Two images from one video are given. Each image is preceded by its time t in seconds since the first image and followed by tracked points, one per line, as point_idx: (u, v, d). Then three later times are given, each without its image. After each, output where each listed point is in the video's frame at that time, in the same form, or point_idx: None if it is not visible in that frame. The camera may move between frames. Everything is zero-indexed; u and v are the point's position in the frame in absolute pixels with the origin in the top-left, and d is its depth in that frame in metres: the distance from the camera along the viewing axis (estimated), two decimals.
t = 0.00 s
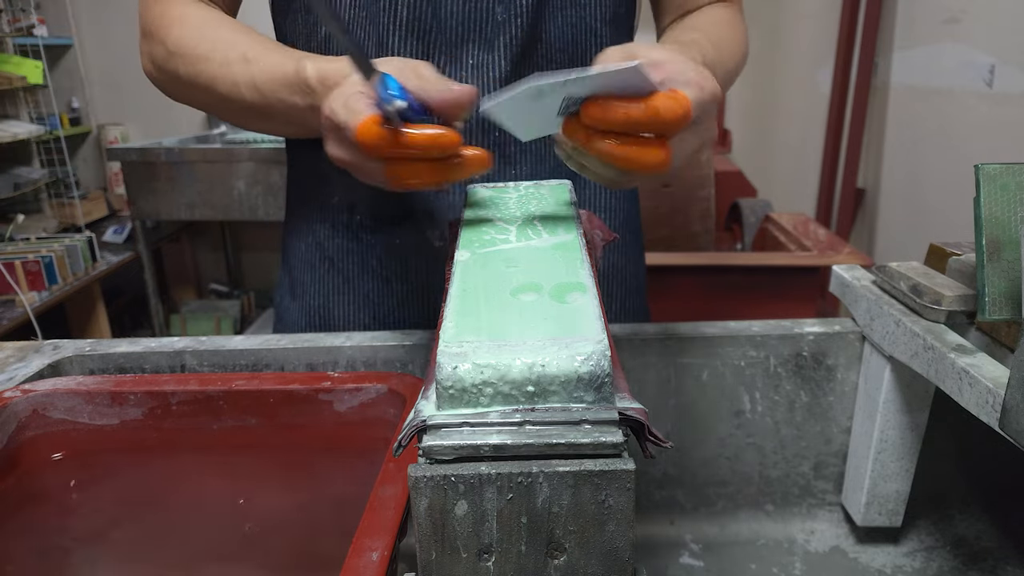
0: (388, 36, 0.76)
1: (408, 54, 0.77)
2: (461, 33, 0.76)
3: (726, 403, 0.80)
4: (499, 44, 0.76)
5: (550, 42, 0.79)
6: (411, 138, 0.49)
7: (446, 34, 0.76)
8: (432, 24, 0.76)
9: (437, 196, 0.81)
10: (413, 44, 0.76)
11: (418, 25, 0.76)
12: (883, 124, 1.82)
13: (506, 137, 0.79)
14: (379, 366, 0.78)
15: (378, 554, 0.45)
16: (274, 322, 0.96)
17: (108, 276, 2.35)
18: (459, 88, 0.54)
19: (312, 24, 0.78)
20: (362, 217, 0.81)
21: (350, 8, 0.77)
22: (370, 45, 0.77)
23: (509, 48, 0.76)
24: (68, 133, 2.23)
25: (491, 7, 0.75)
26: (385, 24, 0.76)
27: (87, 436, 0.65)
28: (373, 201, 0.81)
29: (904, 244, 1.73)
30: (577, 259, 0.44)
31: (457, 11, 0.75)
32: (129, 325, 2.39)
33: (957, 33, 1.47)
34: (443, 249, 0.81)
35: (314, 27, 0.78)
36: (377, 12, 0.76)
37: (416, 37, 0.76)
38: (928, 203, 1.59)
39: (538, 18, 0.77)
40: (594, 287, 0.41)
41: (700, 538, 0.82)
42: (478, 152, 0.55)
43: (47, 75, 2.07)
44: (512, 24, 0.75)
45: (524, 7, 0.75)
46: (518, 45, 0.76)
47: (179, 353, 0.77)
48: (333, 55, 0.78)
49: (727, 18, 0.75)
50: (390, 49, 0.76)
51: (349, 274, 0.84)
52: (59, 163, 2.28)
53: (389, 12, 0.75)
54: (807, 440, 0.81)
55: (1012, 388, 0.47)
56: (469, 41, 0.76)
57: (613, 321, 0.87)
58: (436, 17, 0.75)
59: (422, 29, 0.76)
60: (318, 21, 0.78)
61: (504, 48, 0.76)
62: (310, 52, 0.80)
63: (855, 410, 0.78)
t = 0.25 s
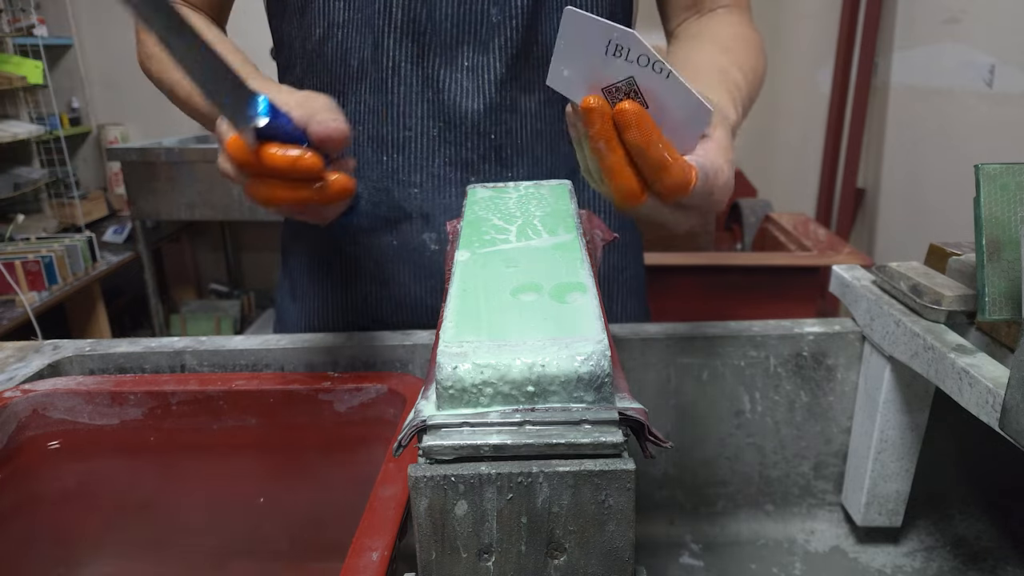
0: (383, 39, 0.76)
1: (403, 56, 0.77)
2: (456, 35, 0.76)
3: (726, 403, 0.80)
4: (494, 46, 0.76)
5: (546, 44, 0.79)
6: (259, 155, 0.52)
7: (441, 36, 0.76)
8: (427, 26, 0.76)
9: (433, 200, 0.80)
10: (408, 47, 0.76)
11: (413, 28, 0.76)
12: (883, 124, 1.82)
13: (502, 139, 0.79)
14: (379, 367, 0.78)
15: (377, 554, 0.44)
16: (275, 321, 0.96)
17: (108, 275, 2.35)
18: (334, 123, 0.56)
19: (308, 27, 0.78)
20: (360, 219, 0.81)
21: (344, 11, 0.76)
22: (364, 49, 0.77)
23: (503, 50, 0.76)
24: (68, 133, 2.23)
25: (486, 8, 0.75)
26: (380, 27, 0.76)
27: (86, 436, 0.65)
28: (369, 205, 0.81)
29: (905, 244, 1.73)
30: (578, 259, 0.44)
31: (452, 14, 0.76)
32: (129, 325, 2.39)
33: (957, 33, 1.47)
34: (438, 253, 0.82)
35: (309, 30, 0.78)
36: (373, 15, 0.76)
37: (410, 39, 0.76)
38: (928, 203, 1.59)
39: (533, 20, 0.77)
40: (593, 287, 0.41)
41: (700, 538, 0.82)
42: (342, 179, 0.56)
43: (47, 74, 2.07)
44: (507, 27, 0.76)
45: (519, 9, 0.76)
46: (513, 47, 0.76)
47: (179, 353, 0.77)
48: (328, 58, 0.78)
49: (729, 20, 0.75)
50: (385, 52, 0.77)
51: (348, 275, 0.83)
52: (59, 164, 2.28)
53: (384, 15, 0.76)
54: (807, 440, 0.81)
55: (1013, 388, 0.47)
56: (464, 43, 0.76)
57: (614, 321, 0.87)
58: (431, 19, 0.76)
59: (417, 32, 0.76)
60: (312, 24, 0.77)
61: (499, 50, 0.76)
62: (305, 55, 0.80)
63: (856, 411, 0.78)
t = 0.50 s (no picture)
0: (381, 39, 0.76)
1: (401, 57, 0.77)
2: (453, 35, 0.76)
3: (726, 403, 0.80)
4: (491, 47, 0.76)
5: (545, 44, 0.77)
6: (240, 179, 0.53)
7: (438, 37, 0.76)
8: (424, 27, 0.76)
9: (431, 201, 0.80)
10: (406, 48, 0.76)
11: (411, 29, 0.76)
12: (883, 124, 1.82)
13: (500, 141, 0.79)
14: (379, 368, 0.78)
15: (378, 554, 0.45)
16: (278, 321, 0.96)
17: (108, 275, 2.35)
18: (313, 149, 0.57)
19: (306, 28, 0.78)
20: (359, 220, 0.81)
21: (342, 11, 0.76)
22: (362, 49, 0.77)
23: (501, 51, 0.76)
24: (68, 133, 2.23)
25: (483, 8, 0.75)
26: (378, 28, 0.76)
27: (87, 436, 0.66)
28: (367, 206, 0.81)
29: (904, 244, 1.73)
30: (578, 259, 0.44)
31: (450, 14, 0.75)
32: (129, 325, 2.39)
33: (957, 33, 1.47)
34: (437, 254, 0.82)
35: (308, 31, 0.78)
36: (371, 15, 0.76)
37: (408, 40, 0.76)
38: (928, 203, 1.59)
39: (531, 20, 0.76)
40: (593, 287, 0.41)
41: (700, 538, 0.82)
42: (321, 202, 0.57)
43: (47, 74, 2.07)
44: (505, 27, 0.75)
45: (517, 9, 0.75)
46: (511, 48, 0.76)
47: (179, 353, 0.77)
48: (326, 58, 0.78)
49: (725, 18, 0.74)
50: (382, 53, 0.77)
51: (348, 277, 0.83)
52: (59, 164, 2.28)
53: (381, 16, 0.76)
54: (807, 440, 0.81)
55: (1012, 388, 0.47)
56: (462, 44, 0.76)
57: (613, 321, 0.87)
58: (429, 20, 0.76)
59: (414, 32, 0.76)
60: (311, 25, 0.77)
61: (496, 50, 0.76)
62: (304, 56, 0.80)
63: (856, 411, 0.78)
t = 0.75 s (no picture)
0: (382, 39, 0.76)
1: (402, 56, 0.77)
2: (454, 35, 0.76)
3: (726, 403, 0.80)
4: (492, 47, 0.76)
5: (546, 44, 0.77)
6: (252, 181, 0.52)
7: (439, 37, 0.76)
8: (426, 27, 0.76)
9: (431, 201, 0.80)
10: (408, 48, 0.76)
11: (412, 28, 0.76)
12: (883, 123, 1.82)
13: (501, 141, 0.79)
14: (379, 367, 0.78)
15: (378, 554, 0.45)
16: (279, 322, 0.96)
17: (108, 275, 2.35)
18: (320, 152, 0.57)
19: (308, 28, 0.78)
20: (360, 220, 0.81)
21: (344, 11, 0.76)
22: (363, 49, 0.77)
23: (502, 51, 0.76)
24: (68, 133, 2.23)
25: (484, 8, 0.75)
26: (379, 27, 0.76)
27: (87, 436, 0.66)
28: (368, 206, 0.81)
29: (905, 243, 1.72)
30: (578, 259, 0.44)
31: (452, 14, 0.75)
32: (129, 324, 2.39)
33: (957, 33, 1.47)
34: (437, 254, 0.81)
35: (309, 31, 0.78)
36: (372, 15, 0.76)
37: (409, 40, 0.76)
38: (928, 203, 1.59)
39: (533, 20, 0.76)
40: (593, 287, 0.41)
41: (700, 538, 0.82)
42: (332, 205, 0.57)
43: (47, 74, 2.07)
44: (506, 27, 0.75)
45: (518, 9, 0.75)
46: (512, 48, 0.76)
47: (179, 353, 0.77)
48: (327, 58, 0.78)
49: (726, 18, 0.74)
50: (384, 53, 0.77)
51: (349, 277, 0.83)
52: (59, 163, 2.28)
53: (383, 16, 0.76)
54: (807, 440, 0.81)
55: (1012, 388, 0.47)
56: (463, 44, 0.76)
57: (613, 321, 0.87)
58: (430, 20, 0.76)
59: (415, 32, 0.76)
60: (312, 24, 0.77)
61: (497, 51, 0.76)
62: (305, 56, 0.80)
63: (856, 411, 0.78)
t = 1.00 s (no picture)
0: (383, 39, 0.76)
1: (403, 56, 0.77)
2: (455, 35, 0.76)
3: (726, 403, 0.80)
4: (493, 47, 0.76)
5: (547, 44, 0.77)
6: (252, 189, 0.52)
7: (440, 37, 0.76)
8: (426, 27, 0.76)
9: (431, 201, 0.80)
10: (409, 48, 0.76)
11: (413, 28, 0.76)
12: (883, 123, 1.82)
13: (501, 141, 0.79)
14: (379, 367, 0.78)
15: (378, 554, 0.45)
16: (279, 322, 0.96)
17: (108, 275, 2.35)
18: (320, 159, 0.56)
19: (308, 28, 0.78)
20: (360, 219, 0.81)
21: (344, 12, 0.76)
22: (364, 49, 0.77)
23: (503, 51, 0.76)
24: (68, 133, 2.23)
25: (485, 8, 0.75)
26: (380, 27, 0.76)
27: (87, 436, 0.66)
28: (368, 205, 0.81)
29: (905, 243, 1.72)
30: (578, 259, 0.44)
31: (452, 14, 0.75)
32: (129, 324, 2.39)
33: (957, 33, 1.47)
34: (437, 254, 0.81)
35: (310, 31, 0.78)
36: (373, 15, 0.76)
37: (410, 40, 0.76)
38: (928, 203, 1.59)
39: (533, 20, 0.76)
40: (593, 287, 0.41)
41: (700, 538, 0.82)
42: (332, 212, 0.57)
43: (47, 74, 2.07)
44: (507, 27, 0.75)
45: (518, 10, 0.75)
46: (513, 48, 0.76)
47: (179, 353, 0.77)
48: (328, 58, 0.78)
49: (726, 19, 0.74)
50: (385, 53, 0.77)
51: (349, 277, 0.83)
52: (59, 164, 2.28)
53: (384, 16, 0.76)
54: (807, 440, 0.81)
55: (1012, 388, 0.47)
56: (463, 44, 0.76)
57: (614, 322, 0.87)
58: (431, 21, 0.76)
59: (416, 32, 0.76)
60: (313, 24, 0.77)
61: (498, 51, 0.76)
62: (306, 56, 0.80)
63: (855, 411, 0.78)
